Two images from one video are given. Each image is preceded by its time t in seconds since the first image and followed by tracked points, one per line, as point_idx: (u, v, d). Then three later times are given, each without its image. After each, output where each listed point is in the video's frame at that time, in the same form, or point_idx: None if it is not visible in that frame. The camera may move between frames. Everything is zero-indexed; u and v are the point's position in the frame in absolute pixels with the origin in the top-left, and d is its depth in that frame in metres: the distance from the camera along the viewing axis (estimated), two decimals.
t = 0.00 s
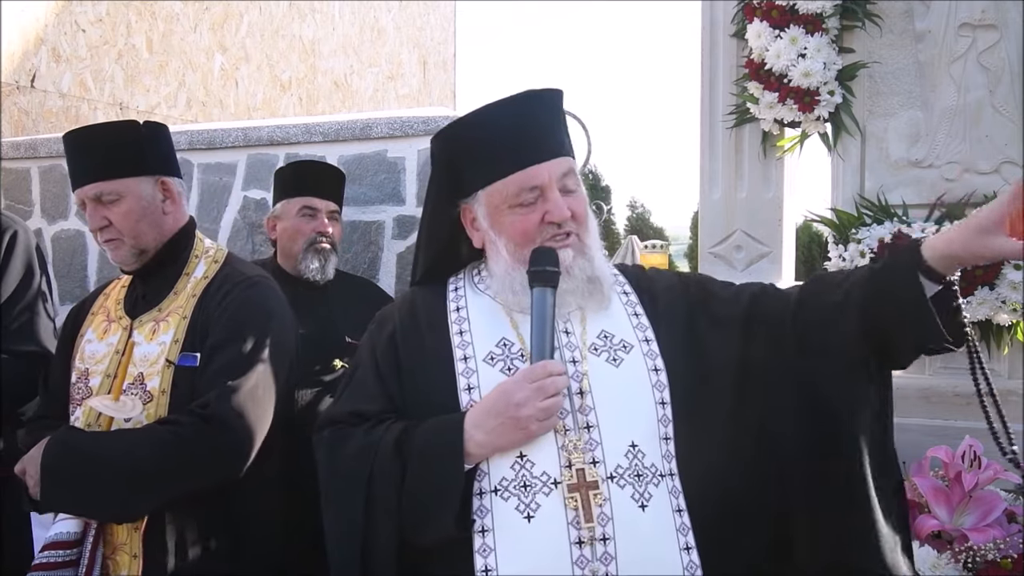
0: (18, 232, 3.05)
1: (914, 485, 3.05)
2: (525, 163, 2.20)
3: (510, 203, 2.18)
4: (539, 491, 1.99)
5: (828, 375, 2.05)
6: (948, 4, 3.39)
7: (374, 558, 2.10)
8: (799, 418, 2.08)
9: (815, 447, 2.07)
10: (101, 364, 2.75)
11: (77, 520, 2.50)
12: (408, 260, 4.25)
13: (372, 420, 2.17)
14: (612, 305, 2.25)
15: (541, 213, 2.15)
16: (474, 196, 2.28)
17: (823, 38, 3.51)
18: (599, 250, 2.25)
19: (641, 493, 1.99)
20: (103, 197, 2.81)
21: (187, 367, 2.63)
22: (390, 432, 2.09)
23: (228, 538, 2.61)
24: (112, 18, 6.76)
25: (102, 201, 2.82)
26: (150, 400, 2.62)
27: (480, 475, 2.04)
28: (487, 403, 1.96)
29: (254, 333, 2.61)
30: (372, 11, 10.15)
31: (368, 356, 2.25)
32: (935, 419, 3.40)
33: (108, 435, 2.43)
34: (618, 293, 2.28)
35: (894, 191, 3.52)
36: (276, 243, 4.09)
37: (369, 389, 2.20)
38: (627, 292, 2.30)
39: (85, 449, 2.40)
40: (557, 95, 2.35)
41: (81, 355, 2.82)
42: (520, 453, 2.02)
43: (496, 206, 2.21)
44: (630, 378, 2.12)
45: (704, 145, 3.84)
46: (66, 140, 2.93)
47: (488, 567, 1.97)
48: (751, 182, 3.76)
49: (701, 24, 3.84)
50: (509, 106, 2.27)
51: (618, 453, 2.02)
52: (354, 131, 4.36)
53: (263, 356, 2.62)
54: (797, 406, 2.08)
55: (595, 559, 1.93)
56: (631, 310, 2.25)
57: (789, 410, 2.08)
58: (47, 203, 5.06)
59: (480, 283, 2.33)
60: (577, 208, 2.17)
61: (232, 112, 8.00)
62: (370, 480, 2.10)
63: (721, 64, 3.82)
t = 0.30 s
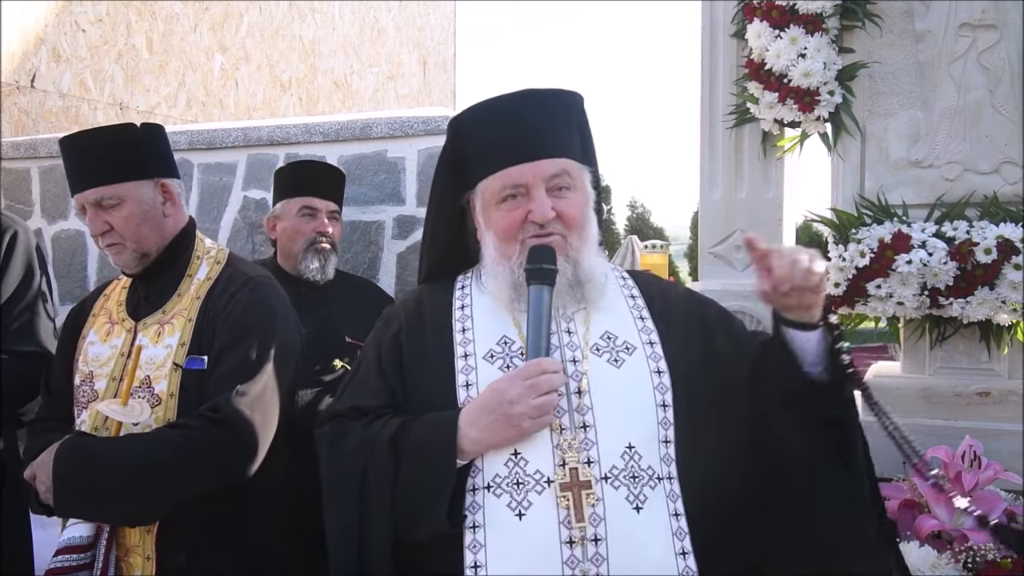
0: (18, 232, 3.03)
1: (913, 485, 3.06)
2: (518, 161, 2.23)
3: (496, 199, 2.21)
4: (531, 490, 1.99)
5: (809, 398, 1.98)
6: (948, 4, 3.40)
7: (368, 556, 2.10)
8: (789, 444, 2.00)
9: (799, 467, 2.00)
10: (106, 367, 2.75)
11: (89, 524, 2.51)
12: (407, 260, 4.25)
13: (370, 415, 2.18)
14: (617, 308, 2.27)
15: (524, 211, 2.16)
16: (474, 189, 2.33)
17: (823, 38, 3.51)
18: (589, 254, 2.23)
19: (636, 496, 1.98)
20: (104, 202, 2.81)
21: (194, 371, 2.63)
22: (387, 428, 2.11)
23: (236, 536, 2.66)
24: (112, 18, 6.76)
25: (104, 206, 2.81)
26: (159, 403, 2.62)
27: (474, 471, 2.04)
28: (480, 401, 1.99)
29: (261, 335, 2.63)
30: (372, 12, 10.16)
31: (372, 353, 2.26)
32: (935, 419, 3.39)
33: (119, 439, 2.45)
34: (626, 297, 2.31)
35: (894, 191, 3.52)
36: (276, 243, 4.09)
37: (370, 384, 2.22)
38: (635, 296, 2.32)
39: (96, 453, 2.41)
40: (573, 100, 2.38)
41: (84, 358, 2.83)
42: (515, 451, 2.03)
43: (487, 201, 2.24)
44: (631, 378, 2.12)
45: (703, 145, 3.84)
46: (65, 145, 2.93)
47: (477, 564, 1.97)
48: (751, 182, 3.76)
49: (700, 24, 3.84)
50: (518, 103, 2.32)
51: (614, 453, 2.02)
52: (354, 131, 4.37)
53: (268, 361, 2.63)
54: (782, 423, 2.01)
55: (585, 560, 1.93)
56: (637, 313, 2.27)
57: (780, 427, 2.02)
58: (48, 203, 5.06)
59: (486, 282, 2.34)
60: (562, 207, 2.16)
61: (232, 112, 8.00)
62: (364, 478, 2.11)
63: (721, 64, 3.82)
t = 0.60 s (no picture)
0: (18, 232, 3.03)
1: (913, 485, 3.05)
2: (518, 159, 2.28)
3: (497, 198, 2.27)
4: (519, 486, 2.06)
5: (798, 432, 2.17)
6: (948, 4, 3.40)
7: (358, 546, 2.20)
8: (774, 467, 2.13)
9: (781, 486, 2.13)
10: (111, 365, 2.75)
11: (93, 521, 2.49)
12: (407, 260, 4.25)
13: (371, 406, 2.30)
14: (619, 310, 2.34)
15: (522, 210, 2.22)
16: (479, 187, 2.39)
17: (823, 39, 3.51)
18: (586, 254, 2.27)
19: (624, 497, 2.05)
20: (116, 200, 2.81)
21: (202, 370, 2.64)
22: (381, 423, 2.21)
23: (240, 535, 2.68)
24: (112, 18, 6.76)
25: (115, 204, 2.82)
26: (164, 402, 2.63)
27: (465, 467, 2.12)
28: (471, 397, 2.06)
29: (269, 336, 2.66)
30: (372, 12, 10.16)
31: (377, 354, 2.37)
32: (935, 419, 3.39)
33: (124, 436, 2.45)
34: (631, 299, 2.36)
35: (894, 191, 3.52)
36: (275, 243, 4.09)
37: (372, 378, 2.34)
38: (639, 298, 2.37)
39: (99, 452, 2.41)
40: (581, 103, 2.42)
41: (89, 355, 2.83)
42: (504, 448, 2.10)
43: (488, 199, 2.30)
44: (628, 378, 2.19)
45: (704, 145, 3.83)
46: (77, 141, 2.92)
47: (462, 558, 2.04)
48: (751, 182, 3.74)
49: (701, 24, 3.84)
50: (524, 104, 2.38)
51: (605, 453, 2.08)
52: (354, 131, 4.36)
53: (275, 363, 2.65)
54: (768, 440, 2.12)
55: (569, 559, 2.00)
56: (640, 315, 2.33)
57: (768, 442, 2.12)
58: (47, 203, 5.06)
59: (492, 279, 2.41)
60: (559, 208, 2.22)
61: (232, 112, 7.99)
62: (359, 470, 2.22)
63: (721, 64, 3.81)
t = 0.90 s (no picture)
0: (16, 232, 3.02)
1: (914, 485, 3.05)
2: (518, 155, 2.42)
3: (497, 192, 2.40)
4: (499, 485, 2.22)
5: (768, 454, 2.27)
6: (948, 4, 3.40)
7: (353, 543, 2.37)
8: (744, 487, 2.23)
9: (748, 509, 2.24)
10: (112, 364, 2.75)
11: (92, 520, 2.52)
12: (407, 260, 4.25)
13: (370, 404, 2.49)
14: (615, 311, 2.44)
15: (520, 204, 2.35)
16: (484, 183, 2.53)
17: (823, 39, 3.51)
18: (584, 248, 2.38)
19: (603, 498, 2.20)
20: (118, 200, 2.81)
21: (202, 370, 2.64)
22: (373, 421, 2.40)
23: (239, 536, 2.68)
24: (112, 18, 6.77)
25: (117, 204, 2.82)
26: (164, 401, 2.63)
27: (451, 463, 2.30)
28: (455, 399, 2.23)
29: (270, 336, 2.65)
30: (372, 12, 10.16)
31: (380, 352, 2.57)
32: (935, 419, 3.39)
33: (124, 436, 2.45)
34: (629, 297, 2.47)
35: (894, 191, 3.52)
36: (275, 243, 4.09)
37: (373, 376, 2.53)
38: (638, 297, 2.47)
39: (99, 451, 2.41)
40: (580, 100, 2.54)
41: (91, 355, 2.83)
42: (488, 446, 2.26)
43: (490, 193, 2.44)
44: (615, 377, 2.31)
45: (704, 145, 3.83)
46: (80, 141, 2.92)
47: (442, 552, 2.22)
48: (751, 182, 3.74)
49: (700, 24, 3.84)
50: (526, 101, 2.50)
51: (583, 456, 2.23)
52: (354, 131, 4.36)
53: (275, 363, 2.65)
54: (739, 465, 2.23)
55: (546, 558, 2.15)
56: (635, 314, 2.43)
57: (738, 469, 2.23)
58: (48, 203, 5.06)
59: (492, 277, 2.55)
60: (556, 201, 2.35)
61: (232, 112, 7.99)
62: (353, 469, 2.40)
63: (721, 64, 3.81)
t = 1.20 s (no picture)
0: (14, 233, 3.00)
1: (914, 485, 3.05)
2: (522, 147, 2.45)
3: (500, 183, 2.44)
4: (487, 486, 2.23)
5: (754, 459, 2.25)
6: (948, 4, 3.40)
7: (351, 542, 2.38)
8: (732, 486, 2.23)
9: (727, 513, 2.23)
10: (111, 364, 2.75)
11: (88, 518, 2.54)
12: (407, 260, 4.24)
13: (374, 402, 2.52)
14: (614, 314, 2.44)
15: (520, 196, 2.39)
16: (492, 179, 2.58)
17: (823, 38, 3.51)
18: (583, 245, 2.40)
19: (590, 503, 2.19)
20: (116, 200, 2.82)
21: (198, 369, 2.64)
22: (373, 420, 2.42)
23: (237, 536, 2.67)
24: (112, 18, 6.77)
25: (115, 204, 2.82)
26: (161, 400, 2.63)
27: (445, 464, 2.32)
28: (446, 402, 2.26)
29: (267, 335, 2.65)
30: (372, 12, 10.16)
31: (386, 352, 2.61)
32: (935, 419, 3.39)
33: (120, 435, 2.45)
34: (629, 298, 2.47)
35: (894, 191, 3.52)
36: (274, 243, 4.09)
37: (378, 376, 2.56)
38: (638, 298, 2.47)
39: (96, 450, 2.41)
40: (586, 97, 2.55)
41: (90, 354, 2.83)
42: (479, 448, 2.27)
43: (494, 184, 2.48)
44: (608, 380, 2.32)
45: (703, 145, 3.83)
46: (80, 141, 2.92)
47: (432, 551, 2.24)
48: (751, 182, 3.74)
49: (700, 24, 3.84)
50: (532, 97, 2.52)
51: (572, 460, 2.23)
52: (354, 131, 4.36)
53: (271, 363, 2.64)
54: (720, 469, 2.22)
55: (529, 561, 2.16)
56: (634, 316, 2.43)
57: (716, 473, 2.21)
58: (48, 203, 5.05)
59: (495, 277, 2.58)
60: (556, 194, 2.38)
61: (232, 112, 7.98)
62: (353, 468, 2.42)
63: (721, 64, 3.81)
